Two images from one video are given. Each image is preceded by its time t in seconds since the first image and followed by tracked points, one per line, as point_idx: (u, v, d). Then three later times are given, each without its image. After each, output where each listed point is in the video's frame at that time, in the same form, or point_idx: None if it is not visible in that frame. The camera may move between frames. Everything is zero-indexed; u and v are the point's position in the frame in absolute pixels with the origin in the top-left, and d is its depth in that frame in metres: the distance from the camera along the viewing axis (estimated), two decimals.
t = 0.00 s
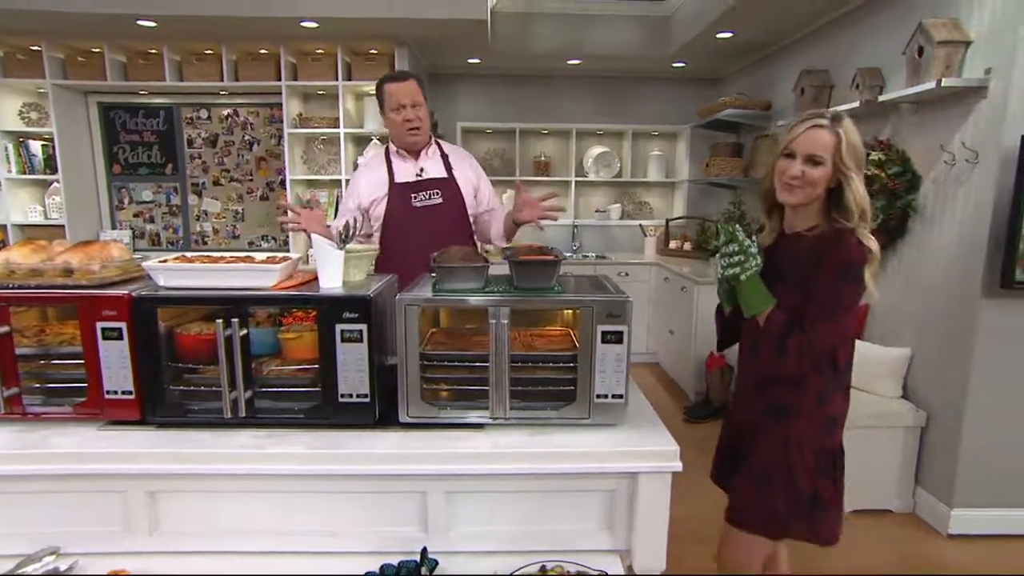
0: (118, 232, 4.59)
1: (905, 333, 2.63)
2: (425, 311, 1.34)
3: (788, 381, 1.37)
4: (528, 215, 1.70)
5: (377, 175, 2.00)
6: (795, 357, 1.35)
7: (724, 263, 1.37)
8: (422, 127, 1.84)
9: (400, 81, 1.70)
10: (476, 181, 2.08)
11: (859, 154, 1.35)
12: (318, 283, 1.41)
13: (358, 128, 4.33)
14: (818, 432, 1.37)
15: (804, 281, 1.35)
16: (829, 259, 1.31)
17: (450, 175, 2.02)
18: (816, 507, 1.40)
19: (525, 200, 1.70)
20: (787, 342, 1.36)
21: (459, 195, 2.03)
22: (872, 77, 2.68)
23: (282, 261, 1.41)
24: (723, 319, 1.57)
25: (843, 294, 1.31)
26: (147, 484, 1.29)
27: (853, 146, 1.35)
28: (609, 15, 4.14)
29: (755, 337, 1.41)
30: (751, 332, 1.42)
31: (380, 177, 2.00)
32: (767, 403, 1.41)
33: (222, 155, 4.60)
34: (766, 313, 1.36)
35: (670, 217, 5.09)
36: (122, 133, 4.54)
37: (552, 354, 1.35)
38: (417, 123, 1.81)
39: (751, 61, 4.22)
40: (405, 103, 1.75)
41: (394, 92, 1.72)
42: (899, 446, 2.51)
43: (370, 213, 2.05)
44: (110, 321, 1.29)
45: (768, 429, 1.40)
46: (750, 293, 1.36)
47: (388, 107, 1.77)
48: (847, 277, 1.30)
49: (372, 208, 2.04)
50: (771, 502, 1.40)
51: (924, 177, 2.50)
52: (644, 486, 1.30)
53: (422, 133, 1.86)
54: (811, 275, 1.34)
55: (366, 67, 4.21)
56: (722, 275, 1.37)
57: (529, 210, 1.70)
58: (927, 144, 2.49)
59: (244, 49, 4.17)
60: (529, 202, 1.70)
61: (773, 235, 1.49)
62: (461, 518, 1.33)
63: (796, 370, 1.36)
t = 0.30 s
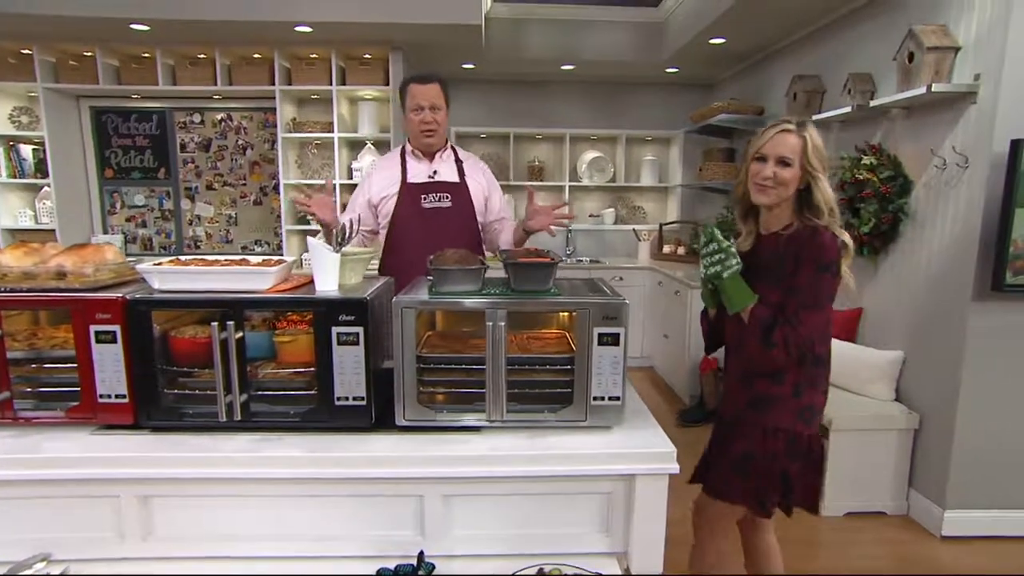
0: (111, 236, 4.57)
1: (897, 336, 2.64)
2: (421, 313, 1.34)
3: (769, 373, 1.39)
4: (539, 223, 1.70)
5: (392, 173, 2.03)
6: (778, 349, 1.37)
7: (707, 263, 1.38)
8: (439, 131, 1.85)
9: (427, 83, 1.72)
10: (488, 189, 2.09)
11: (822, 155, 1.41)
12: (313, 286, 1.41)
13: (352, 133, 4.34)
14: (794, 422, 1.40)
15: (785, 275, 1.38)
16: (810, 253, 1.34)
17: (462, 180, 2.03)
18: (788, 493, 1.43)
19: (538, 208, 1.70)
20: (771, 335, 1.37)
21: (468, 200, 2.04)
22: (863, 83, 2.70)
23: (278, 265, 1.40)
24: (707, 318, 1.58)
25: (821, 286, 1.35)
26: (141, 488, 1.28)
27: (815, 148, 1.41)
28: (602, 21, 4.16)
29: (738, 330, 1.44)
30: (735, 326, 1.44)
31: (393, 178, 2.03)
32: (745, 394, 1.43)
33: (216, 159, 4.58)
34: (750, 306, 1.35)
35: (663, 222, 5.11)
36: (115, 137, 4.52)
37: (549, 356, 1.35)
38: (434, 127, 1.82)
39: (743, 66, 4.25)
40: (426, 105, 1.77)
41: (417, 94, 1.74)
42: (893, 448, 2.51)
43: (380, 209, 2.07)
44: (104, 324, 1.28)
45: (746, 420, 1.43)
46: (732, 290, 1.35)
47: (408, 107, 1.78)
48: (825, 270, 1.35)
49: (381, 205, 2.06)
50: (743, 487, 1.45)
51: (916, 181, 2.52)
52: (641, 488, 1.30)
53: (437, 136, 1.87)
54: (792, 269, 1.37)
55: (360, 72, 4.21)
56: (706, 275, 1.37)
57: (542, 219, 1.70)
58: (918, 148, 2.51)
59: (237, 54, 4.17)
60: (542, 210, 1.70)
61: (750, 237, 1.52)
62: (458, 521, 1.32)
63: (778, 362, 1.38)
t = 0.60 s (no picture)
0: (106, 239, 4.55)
1: (893, 337, 2.65)
2: (422, 314, 1.34)
3: (716, 372, 1.46)
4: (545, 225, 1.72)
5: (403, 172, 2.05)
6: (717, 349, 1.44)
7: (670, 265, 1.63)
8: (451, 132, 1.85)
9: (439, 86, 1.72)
10: (497, 192, 2.10)
11: (778, 162, 1.42)
12: (313, 287, 1.40)
13: (349, 135, 4.34)
14: (743, 424, 1.43)
15: (734, 281, 1.42)
16: (754, 263, 1.38)
17: (471, 182, 2.04)
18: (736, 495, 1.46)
19: (544, 210, 1.72)
20: (712, 335, 1.45)
21: (477, 202, 2.05)
22: (858, 86, 2.71)
23: (278, 266, 1.40)
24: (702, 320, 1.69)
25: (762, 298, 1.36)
26: (140, 490, 1.27)
27: (773, 152, 1.43)
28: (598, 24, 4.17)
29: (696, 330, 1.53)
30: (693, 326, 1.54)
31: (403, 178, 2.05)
32: (701, 387, 1.51)
33: (212, 162, 4.57)
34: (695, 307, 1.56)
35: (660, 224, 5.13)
36: (110, 140, 4.51)
37: (550, 357, 1.36)
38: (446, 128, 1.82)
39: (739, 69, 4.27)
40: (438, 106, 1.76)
41: (430, 95, 1.74)
42: (890, 449, 2.52)
43: (389, 208, 2.10)
44: (103, 324, 1.27)
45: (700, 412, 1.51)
46: (684, 289, 1.58)
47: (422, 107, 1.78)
48: (769, 282, 1.36)
49: (391, 204, 2.08)
50: (694, 476, 1.53)
51: (911, 183, 2.54)
52: (642, 488, 1.30)
53: (449, 138, 1.86)
54: (741, 275, 1.41)
55: (357, 74, 4.23)
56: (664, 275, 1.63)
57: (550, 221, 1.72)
58: (914, 151, 2.53)
59: (234, 56, 4.16)
60: (549, 212, 1.72)
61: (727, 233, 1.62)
62: (459, 522, 1.32)
63: (720, 362, 1.44)
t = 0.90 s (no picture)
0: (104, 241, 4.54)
1: (892, 338, 2.67)
2: (428, 314, 1.34)
3: (681, 355, 1.70)
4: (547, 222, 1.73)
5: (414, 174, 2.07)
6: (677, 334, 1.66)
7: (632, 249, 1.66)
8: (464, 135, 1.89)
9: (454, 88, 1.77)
10: (508, 194, 2.11)
11: (726, 165, 1.60)
12: (319, 287, 1.40)
13: (349, 137, 4.35)
14: (710, 401, 1.65)
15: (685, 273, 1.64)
16: (702, 257, 1.60)
17: (482, 184, 2.05)
18: (696, 464, 1.68)
19: (548, 209, 1.74)
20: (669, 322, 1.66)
21: (487, 204, 2.06)
22: (857, 88, 2.72)
23: (283, 265, 1.39)
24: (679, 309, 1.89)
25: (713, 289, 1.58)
26: (147, 491, 1.27)
27: (725, 155, 1.61)
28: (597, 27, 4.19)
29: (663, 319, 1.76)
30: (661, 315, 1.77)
31: (415, 179, 2.07)
32: (672, 368, 1.75)
33: (211, 164, 4.57)
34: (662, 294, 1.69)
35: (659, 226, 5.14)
36: (109, 141, 4.51)
37: (555, 356, 1.36)
38: (460, 130, 1.87)
39: (738, 72, 4.28)
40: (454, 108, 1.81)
41: (445, 98, 1.78)
42: (890, 450, 2.53)
43: (400, 209, 2.11)
44: (109, 325, 1.27)
45: (672, 390, 1.76)
46: (650, 277, 1.68)
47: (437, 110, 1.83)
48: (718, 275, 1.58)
49: (402, 205, 2.10)
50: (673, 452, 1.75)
51: (910, 185, 2.56)
52: (648, 487, 1.30)
53: (462, 140, 1.91)
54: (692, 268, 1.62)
55: (356, 77, 4.24)
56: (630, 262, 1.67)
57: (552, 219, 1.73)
58: (913, 152, 2.54)
59: (234, 58, 4.17)
60: (553, 211, 1.73)
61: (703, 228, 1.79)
62: (465, 522, 1.32)
63: (682, 346, 1.68)
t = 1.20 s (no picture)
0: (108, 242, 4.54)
1: (897, 338, 2.67)
2: (442, 313, 1.35)
3: (672, 347, 1.76)
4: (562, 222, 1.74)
5: (427, 175, 2.09)
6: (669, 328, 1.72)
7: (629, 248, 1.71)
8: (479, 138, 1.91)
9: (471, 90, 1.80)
10: (521, 196, 2.14)
11: (702, 162, 1.71)
12: (333, 286, 1.41)
13: (353, 139, 4.36)
14: (702, 389, 1.72)
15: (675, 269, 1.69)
16: (688, 252, 1.67)
17: (496, 185, 2.08)
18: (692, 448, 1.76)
19: (563, 210, 1.74)
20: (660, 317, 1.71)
21: (501, 205, 2.08)
22: (861, 90, 2.74)
23: (296, 264, 1.40)
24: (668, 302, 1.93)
25: (699, 280, 1.64)
26: (163, 489, 1.28)
27: (700, 154, 1.72)
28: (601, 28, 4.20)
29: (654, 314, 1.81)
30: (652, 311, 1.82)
31: (430, 180, 2.08)
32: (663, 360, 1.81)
33: (215, 165, 4.58)
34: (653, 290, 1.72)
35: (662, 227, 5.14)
36: (114, 143, 4.52)
37: (568, 355, 1.36)
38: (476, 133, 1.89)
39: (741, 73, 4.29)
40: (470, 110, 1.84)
41: (462, 100, 1.81)
42: (896, 450, 2.53)
43: (413, 210, 2.12)
44: (125, 323, 1.28)
45: (665, 380, 1.82)
46: (643, 274, 1.71)
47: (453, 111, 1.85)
48: (705, 268, 1.64)
49: (415, 206, 2.11)
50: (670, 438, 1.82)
51: (915, 186, 2.57)
52: (661, 485, 1.31)
53: (477, 143, 1.93)
54: (681, 263, 1.68)
55: (361, 78, 4.25)
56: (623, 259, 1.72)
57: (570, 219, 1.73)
58: (917, 153, 2.55)
59: (239, 60, 4.18)
60: (566, 211, 1.74)
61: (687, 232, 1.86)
62: (479, 520, 1.33)
63: (673, 339, 1.73)
